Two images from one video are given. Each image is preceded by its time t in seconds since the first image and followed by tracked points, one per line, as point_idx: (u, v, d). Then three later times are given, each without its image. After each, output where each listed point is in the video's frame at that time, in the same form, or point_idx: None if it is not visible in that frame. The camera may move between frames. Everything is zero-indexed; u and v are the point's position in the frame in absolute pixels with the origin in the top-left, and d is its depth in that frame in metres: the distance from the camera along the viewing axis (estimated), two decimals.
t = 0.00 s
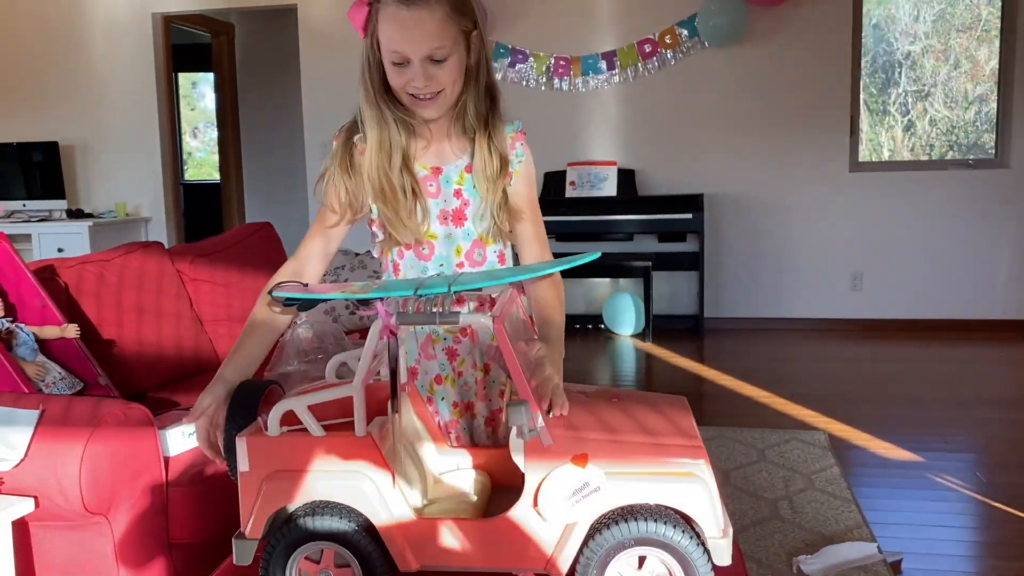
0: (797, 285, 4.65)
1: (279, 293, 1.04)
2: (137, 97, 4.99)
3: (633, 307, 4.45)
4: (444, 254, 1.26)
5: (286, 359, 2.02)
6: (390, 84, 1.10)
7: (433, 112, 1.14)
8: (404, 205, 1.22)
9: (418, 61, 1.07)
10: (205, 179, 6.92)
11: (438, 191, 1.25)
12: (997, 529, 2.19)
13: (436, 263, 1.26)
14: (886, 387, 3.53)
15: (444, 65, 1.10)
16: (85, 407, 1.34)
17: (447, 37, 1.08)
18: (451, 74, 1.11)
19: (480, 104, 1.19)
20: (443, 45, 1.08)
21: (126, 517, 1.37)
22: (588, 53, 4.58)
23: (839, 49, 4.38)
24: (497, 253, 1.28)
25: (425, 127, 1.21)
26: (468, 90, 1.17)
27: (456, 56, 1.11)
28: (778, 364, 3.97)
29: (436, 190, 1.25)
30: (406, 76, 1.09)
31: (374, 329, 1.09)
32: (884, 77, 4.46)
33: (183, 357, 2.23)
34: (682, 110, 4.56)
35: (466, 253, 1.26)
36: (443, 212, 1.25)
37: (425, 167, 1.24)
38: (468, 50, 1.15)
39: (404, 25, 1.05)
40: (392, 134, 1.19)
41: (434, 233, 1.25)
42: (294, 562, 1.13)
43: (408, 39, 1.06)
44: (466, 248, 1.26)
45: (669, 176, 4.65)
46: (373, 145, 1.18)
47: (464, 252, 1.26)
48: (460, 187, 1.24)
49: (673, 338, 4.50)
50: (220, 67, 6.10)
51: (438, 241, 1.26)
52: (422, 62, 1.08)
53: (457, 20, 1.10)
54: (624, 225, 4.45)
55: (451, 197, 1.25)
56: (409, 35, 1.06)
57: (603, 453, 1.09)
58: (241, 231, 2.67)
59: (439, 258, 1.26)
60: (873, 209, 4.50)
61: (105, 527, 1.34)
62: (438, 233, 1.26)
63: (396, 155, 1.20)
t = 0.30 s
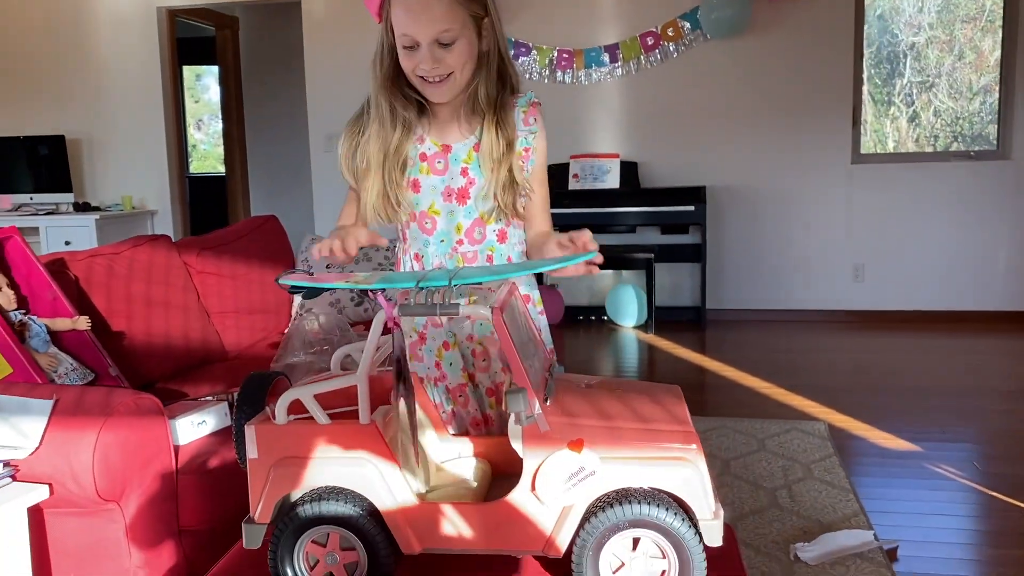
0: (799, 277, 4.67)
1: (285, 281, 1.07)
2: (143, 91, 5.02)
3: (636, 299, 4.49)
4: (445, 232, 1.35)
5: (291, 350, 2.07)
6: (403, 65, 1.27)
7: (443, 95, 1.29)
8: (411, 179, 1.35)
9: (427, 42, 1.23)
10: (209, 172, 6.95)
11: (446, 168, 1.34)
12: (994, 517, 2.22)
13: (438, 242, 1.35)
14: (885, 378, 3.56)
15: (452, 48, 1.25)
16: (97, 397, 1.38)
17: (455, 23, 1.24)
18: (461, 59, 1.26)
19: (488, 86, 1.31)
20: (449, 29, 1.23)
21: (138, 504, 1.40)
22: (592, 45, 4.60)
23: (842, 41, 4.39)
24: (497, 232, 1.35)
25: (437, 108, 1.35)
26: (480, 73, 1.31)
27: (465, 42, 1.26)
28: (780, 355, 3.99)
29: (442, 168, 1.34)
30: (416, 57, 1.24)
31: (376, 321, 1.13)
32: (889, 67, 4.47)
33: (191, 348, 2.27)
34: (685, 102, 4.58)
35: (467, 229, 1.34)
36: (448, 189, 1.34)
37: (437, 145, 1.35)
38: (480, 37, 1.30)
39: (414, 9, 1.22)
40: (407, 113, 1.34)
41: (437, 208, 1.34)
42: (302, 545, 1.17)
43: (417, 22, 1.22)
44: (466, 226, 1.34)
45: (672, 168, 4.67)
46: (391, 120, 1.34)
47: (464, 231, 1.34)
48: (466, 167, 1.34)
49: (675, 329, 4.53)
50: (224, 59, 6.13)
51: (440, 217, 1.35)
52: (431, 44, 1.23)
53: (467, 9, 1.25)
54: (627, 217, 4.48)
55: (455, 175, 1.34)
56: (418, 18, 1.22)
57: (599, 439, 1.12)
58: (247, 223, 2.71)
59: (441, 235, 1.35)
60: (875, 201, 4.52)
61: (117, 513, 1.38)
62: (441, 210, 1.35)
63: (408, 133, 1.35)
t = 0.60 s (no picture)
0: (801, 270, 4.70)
1: (298, 280, 1.11)
2: (150, 85, 5.06)
3: (640, 292, 4.52)
4: (471, 232, 1.44)
5: (301, 343, 2.11)
6: (427, 68, 1.32)
7: (465, 98, 1.34)
8: (439, 183, 1.42)
9: (448, 48, 1.28)
10: (214, 165, 7.00)
11: (472, 171, 1.43)
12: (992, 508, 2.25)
13: (465, 241, 1.45)
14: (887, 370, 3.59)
15: (472, 54, 1.30)
16: (112, 389, 1.42)
17: (474, 28, 1.28)
18: (482, 64, 1.31)
19: (509, 93, 1.37)
20: (468, 35, 1.28)
21: (153, 493, 1.45)
22: (595, 39, 4.62)
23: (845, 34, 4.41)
24: (519, 235, 1.45)
25: (462, 113, 1.41)
26: (501, 79, 1.36)
27: (485, 47, 1.31)
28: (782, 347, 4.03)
29: (469, 172, 1.43)
30: (437, 61, 1.30)
31: (385, 317, 1.17)
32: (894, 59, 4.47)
33: (201, 341, 2.30)
34: (689, 96, 4.60)
35: (492, 231, 1.44)
36: (474, 192, 1.43)
37: (462, 148, 1.42)
38: (501, 42, 1.34)
39: (435, 17, 1.27)
40: (432, 116, 1.40)
41: (462, 211, 1.44)
42: (314, 531, 1.21)
43: (438, 31, 1.28)
44: (491, 228, 1.44)
45: (676, 162, 4.70)
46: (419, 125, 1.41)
47: (489, 232, 1.44)
48: (491, 171, 1.42)
49: (678, 322, 4.57)
50: (229, 53, 6.16)
51: (466, 219, 1.44)
52: (451, 49, 1.28)
53: (487, 16, 1.30)
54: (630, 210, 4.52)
55: (482, 180, 1.43)
56: (439, 25, 1.27)
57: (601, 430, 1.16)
58: (255, 218, 2.75)
59: (468, 236, 1.44)
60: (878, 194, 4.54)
61: (132, 501, 1.42)
62: (467, 212, 1.44)
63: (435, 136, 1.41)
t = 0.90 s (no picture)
0: (808, 268, 4.71)
1: (309, 281, 1.13)
2: (159, 85, 5.08)
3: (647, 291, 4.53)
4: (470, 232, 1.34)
5: (311, 345, 2.13)
6: (436, 69, 1.24)
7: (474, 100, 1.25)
8: (442, 183, 1.31)
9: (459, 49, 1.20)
10: (222, 163, 7.03)
11: (475, 172, 1.31)
12: (996, 506, 2.27)
13: (466, 242, 1.35)
14: (894, 367, 3.60)
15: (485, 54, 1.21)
16: (129, 392, 1.44)
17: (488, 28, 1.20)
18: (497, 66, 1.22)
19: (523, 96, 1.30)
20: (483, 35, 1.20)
21: (169, 494, 1.47)
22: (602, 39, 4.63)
23: (852, 32, 4.41)
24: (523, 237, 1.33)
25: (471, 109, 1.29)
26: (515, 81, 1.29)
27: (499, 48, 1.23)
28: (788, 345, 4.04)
29: (472, 171, 1.31)
30: (449, 62, 1.22)
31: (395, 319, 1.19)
32: (902, 56, 4.47)
33: (212, 342, 2.33)
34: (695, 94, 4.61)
35: (492, 233, 1.32)
36: (476, 192, 1.32)
37: (467, 147, 1.30)
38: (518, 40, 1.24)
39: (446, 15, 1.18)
40: (437, 114, 1.28)
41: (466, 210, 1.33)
42: (326, 532, 1.24)
43: (450, 28, 1.19)
44: (492, 230, 1.33)
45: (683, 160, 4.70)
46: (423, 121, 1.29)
47: (490, 233, 1.33)
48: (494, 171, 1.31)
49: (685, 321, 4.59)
50: (238, 53, 6.19)
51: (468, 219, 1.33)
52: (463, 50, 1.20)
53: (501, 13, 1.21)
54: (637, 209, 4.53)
55: (486, 178, 1.31)
56: (450, 24, 1.18)
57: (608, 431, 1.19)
58: (266, 218, 2.78)
59: (469, 237, 1.34)
60: (884, 191, 4.55)
61: (147, 501, 1.45)
62: (470, 212, 1.33)
63: (438, 132, 1.29)
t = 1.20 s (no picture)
0: (819, 268, 4.69)
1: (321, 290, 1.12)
2: (171, 88, 5.11)
3: (659, 291, 4.53)
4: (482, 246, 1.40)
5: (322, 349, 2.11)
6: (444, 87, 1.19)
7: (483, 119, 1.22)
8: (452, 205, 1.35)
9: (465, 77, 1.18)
10: (234, 165, 7.06)
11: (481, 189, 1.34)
12: (1011, 509, 2.25)
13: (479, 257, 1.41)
14: (906, 369, 3.58)
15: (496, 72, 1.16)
16: (142, 398, 1.45)
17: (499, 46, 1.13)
18: (510, 88, 1.16)
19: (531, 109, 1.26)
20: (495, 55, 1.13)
21: (183, 498, 1.48)
22: (612, 40, 4.62)
23: (863, 31, 4.39)
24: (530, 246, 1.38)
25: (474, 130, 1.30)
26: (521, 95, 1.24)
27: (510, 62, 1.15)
28: (799, 346, 4.03)
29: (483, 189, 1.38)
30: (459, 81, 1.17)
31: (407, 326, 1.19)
32: (914, 54, 4.44)
33: (225, 345, 2.34)
34: (707, 94, 4.60)
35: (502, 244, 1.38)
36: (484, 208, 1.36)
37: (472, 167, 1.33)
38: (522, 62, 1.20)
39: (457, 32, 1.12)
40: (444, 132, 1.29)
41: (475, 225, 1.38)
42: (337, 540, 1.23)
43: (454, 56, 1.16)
44: (502, 240, 1.38)
45: (693, 161, 4.69)
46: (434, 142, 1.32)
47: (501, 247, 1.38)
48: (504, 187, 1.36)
49: (696, 322, 4.58)
50: (249, 55, 6.21)
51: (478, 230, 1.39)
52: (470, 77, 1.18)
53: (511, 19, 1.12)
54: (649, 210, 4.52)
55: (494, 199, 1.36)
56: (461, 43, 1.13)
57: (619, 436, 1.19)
58: (277, 221, 2.78)
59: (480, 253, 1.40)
60: (895, 191, 4.52)
61: (162, 506, 1.46)
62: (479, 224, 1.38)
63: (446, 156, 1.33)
